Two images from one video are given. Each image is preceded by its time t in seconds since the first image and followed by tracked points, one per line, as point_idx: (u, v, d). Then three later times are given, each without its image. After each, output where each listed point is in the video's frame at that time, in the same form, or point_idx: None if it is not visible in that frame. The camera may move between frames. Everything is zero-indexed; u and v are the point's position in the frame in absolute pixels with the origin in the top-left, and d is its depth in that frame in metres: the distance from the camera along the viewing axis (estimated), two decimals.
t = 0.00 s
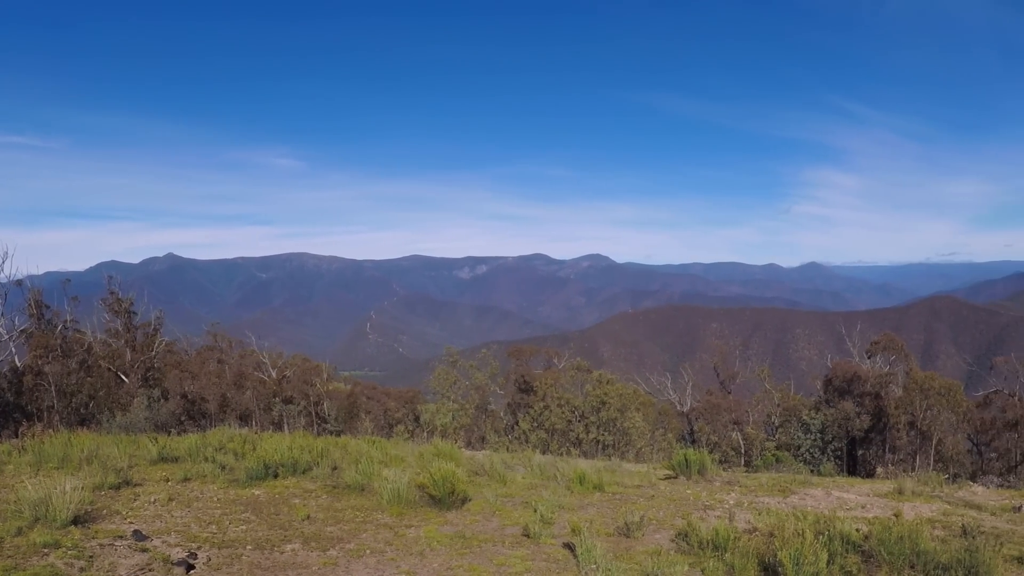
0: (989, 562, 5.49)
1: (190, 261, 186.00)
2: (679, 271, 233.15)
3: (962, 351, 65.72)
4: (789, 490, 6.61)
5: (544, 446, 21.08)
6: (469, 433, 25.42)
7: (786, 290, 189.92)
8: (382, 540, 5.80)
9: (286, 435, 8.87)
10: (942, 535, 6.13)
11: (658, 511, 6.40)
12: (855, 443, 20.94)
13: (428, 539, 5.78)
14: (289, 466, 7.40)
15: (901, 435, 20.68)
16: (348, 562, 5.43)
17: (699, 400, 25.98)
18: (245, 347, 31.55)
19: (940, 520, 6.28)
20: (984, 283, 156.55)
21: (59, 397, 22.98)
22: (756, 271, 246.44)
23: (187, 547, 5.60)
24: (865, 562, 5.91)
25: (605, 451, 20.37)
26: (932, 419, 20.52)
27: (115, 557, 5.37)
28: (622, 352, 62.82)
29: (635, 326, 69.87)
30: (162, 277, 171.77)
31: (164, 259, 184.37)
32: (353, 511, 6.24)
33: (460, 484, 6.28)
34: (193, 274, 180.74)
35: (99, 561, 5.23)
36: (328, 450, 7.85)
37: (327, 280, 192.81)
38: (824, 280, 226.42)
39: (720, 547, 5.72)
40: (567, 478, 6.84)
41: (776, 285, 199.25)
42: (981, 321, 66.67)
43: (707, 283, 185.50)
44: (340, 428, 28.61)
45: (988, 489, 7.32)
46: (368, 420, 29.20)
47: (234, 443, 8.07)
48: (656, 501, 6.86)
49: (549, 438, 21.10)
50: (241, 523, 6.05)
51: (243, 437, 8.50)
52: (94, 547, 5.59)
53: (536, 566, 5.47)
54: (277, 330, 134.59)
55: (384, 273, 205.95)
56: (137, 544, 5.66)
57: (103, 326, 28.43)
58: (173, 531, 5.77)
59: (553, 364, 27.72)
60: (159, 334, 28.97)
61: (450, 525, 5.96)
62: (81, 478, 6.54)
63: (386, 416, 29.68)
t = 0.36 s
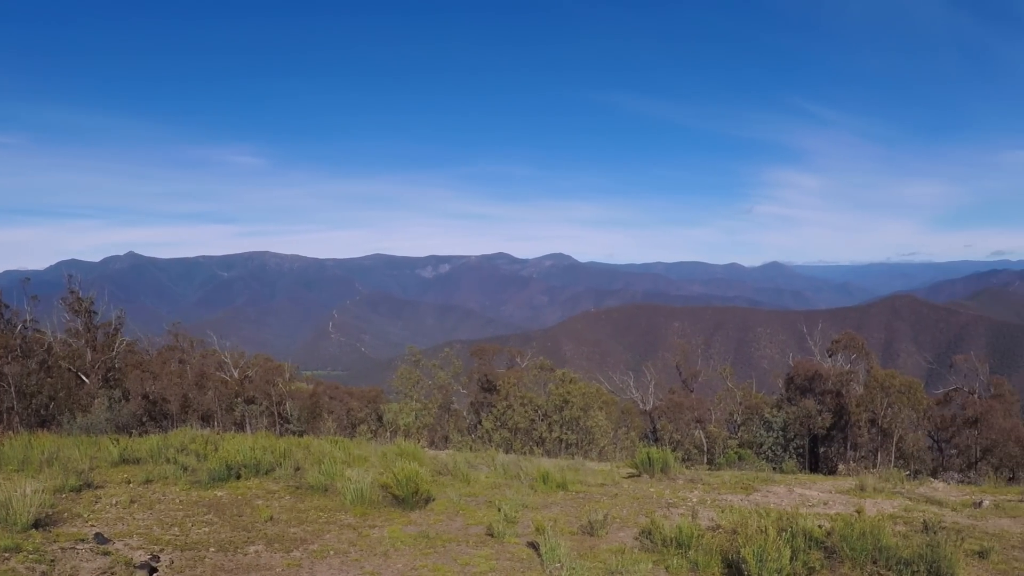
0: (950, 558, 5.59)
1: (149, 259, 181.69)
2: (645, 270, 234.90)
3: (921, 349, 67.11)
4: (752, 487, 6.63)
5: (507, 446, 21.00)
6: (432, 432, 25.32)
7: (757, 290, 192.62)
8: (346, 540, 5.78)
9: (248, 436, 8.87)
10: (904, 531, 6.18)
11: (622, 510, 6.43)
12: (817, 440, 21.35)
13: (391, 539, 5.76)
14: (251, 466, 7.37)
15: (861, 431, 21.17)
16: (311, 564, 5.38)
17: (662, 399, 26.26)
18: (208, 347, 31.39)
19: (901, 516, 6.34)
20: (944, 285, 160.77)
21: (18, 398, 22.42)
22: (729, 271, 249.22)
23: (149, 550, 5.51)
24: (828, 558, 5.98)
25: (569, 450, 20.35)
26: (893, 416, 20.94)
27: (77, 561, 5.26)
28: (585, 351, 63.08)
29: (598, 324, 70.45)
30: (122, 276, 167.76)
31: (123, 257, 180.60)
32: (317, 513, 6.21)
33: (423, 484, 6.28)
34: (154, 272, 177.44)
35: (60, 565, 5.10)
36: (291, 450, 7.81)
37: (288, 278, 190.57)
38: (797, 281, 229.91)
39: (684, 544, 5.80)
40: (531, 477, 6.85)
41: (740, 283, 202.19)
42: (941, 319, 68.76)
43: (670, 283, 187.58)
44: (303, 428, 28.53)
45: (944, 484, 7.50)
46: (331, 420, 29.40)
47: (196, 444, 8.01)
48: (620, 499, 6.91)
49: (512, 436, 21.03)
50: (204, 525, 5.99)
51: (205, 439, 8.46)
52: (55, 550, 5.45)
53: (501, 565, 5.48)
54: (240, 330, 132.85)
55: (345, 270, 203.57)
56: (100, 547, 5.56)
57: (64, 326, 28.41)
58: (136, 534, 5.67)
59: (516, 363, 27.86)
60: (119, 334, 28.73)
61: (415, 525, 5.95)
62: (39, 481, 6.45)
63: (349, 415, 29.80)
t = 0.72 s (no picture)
0: (914, 553, 5.72)
1: (112, 258, 178.36)
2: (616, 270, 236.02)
3: (884, 347, 67.46)
4: (717, 485, 6.68)
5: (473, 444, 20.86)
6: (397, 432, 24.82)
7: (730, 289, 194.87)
8: (312, 541, 5.77)
9: (214, 436, 8.88)
10: (869, 527, 6.24)
11: (587, 509, 6.48)
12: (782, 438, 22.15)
13: (357, 540, 5.76)
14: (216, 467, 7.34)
15: (825, 429, 21.48)
16: (278, 565, 5.36)
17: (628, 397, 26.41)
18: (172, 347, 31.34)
19: (866, 512, 6.40)
20: (906, 283, 163.96)
21: None
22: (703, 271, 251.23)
23: (113, 553, 5.45)
24: (793, 554, 6.05)
25: (535, 449, 20.30)
26: (857, 415, 20.69)
27: (41, 564, 5.17)
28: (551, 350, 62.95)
29: (564, 323, 70.68)
30: (84, 275, 164.75)
31: (84, 256, 177.32)
32: (282, 513, 6.19)
33: (389, 484, 6.28)
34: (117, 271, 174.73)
35: (24, 568, 5.01)
36: (256, 451, 7.78)
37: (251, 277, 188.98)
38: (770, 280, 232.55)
39: (649, 542, 5.85)
40: (497, 476, 6.83)
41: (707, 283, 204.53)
42: (903, 318, 69.14)
43: (634, 282, 188.88)
44: (267, 428, 28.43)
45: (910, 482, 7.62)
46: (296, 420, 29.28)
47: (161, 445, 7.96)
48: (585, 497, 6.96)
49: (478, 436, 20.86)
50: (169, 527, 5.94)
51: (169, 439, 8.40)
52: (17, 555, 5.34)
53: (466, 566, 5.49)
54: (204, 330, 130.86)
55: (310, 270, 201.91)
56: (64, 551, 5.46)
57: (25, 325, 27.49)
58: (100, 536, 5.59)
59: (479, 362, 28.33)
60: (82, 334, 28.57)
61: (380, 525, 5.94)
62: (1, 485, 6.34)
63: (314, 416, 29.69)
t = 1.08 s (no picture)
0: (880, 550, 5.87)
1: (77, 258, 176.51)
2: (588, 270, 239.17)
3: (850, 346, 70.46)
4: (685, 483, 6.69)
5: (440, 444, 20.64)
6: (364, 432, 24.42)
7: (701, 289, 198.31)
8: (279, 542, 5.74)
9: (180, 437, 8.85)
10: (835, 523, 6.33)
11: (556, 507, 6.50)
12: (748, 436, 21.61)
13: (325, 540, 5.75)
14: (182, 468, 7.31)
15: (792, 427, 20.87)
16: (245, 566, 5.32)
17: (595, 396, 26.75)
18: (138, 347, 31.02)
19: (833, 509, 6.49)
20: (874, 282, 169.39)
21: None
22: (678, 271, 254.62)
23: (79, 556, 5.36)
24: (761, 551, 6.12)
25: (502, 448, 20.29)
26: (823, 413, 20.53)
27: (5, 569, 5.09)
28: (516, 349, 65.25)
29: (530, 322, 72.41)
30: (48, 275, 161.83)
31: (48, 255, 174.96)
32: (250, 514, 6.16)
33: (356, 484, 6.29)
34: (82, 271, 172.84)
35: None
36: (223, 451, 7.75)
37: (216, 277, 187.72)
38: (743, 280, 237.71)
39: (618, 540, 5.89)
40: (465, 475, 6.82)
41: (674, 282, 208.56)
42: (869, 317, 72.38)
43: (601, 283, 193.40)
44: (233, 428, 28.20)
45: (878, 479, 7.79)
46: (263, 420, 28.61)
47: (126, 446, 7.94)
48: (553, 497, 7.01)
49: (445, 436, 20.68)
50: (135, 530, 5.87)
51: (135, 440, 8.38)
52: None
53: (435, 565, 5.48)
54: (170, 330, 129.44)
55: (277, 269, 201.29)
56: (28, 554, 5.37)
57: None
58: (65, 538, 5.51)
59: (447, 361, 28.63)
60: (46, 334, 28.04)
61: (349, 526, 5.94)
62: None
63: (281, 416, 28.87)
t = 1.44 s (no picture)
0: (847, 545, 6.04)
1: (42, 257, 176.48)
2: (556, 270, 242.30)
3: (817, 344, 74.77)
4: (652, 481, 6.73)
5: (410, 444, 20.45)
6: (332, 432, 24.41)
7: (672, 291, 202.73)
8: (249, 543, 5.71)
9: (147, 438, 8.81)
10: (803, 520, 6.41)
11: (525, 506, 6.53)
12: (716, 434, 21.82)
13: (295, 542, 5.72)
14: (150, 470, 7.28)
15: (760, 426, 20.85)
16: (215, 568, 5.28)
17: (563, 396, 26.36)
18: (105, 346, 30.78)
19: (801, 506, 6.57)
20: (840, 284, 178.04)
21: None
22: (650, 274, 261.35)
23: (47, 560, 5.28)
24: (730, 549, 6.19)
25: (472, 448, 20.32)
26: (790, 411, 20.26)
27: None
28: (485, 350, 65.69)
29: (496, 323, 73.46)
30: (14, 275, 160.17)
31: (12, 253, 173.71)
32: (219, 516, 6.14)
33: (326, 484, 6.28)
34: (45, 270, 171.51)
35: None
36: (191, 452, 7.72)
37: (186, 276, 186.25)
38: (709, 282, 246.57)
39: (588, 540, 5.94)
40: (433, 475, 6.83)
41: (641, 283, 213.59)
42: (836, 316, 76.94)
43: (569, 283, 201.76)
44: (201, 430, 28.33)
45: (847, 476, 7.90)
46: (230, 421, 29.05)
47: (94, 447, 7.93)
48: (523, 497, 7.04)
49: (414, 435, 20.48)
50: (104, 532, 5.82)
51: (103, 441, 8.39)
52: None
53: (405, 565, 5.48)
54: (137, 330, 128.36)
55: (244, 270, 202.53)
56: None
57: None
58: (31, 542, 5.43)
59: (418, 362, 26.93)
60: (12, 333, 26.09)
61: (318, 526, 5.94)
62: None
63: (249, 416, 30.03)
